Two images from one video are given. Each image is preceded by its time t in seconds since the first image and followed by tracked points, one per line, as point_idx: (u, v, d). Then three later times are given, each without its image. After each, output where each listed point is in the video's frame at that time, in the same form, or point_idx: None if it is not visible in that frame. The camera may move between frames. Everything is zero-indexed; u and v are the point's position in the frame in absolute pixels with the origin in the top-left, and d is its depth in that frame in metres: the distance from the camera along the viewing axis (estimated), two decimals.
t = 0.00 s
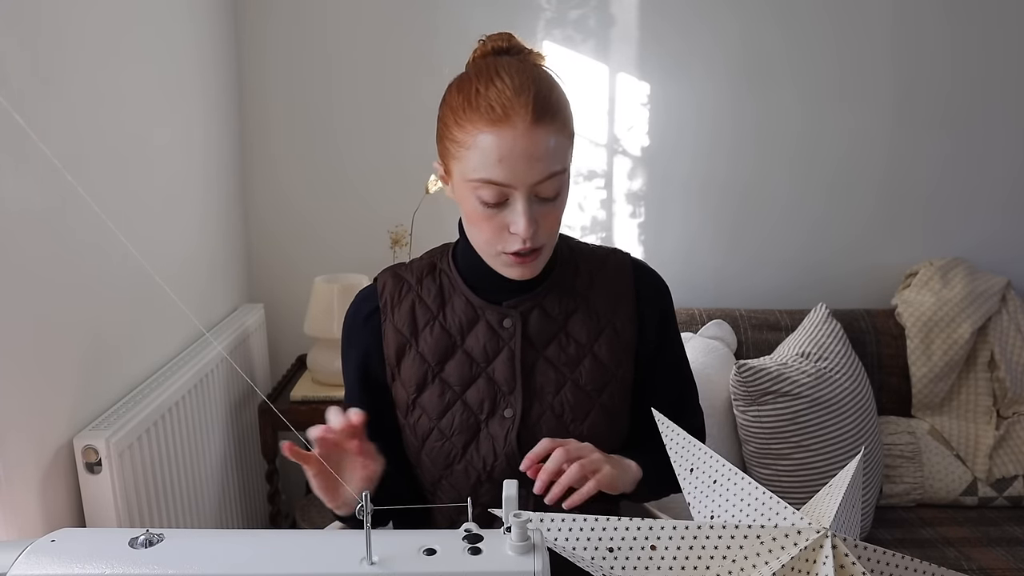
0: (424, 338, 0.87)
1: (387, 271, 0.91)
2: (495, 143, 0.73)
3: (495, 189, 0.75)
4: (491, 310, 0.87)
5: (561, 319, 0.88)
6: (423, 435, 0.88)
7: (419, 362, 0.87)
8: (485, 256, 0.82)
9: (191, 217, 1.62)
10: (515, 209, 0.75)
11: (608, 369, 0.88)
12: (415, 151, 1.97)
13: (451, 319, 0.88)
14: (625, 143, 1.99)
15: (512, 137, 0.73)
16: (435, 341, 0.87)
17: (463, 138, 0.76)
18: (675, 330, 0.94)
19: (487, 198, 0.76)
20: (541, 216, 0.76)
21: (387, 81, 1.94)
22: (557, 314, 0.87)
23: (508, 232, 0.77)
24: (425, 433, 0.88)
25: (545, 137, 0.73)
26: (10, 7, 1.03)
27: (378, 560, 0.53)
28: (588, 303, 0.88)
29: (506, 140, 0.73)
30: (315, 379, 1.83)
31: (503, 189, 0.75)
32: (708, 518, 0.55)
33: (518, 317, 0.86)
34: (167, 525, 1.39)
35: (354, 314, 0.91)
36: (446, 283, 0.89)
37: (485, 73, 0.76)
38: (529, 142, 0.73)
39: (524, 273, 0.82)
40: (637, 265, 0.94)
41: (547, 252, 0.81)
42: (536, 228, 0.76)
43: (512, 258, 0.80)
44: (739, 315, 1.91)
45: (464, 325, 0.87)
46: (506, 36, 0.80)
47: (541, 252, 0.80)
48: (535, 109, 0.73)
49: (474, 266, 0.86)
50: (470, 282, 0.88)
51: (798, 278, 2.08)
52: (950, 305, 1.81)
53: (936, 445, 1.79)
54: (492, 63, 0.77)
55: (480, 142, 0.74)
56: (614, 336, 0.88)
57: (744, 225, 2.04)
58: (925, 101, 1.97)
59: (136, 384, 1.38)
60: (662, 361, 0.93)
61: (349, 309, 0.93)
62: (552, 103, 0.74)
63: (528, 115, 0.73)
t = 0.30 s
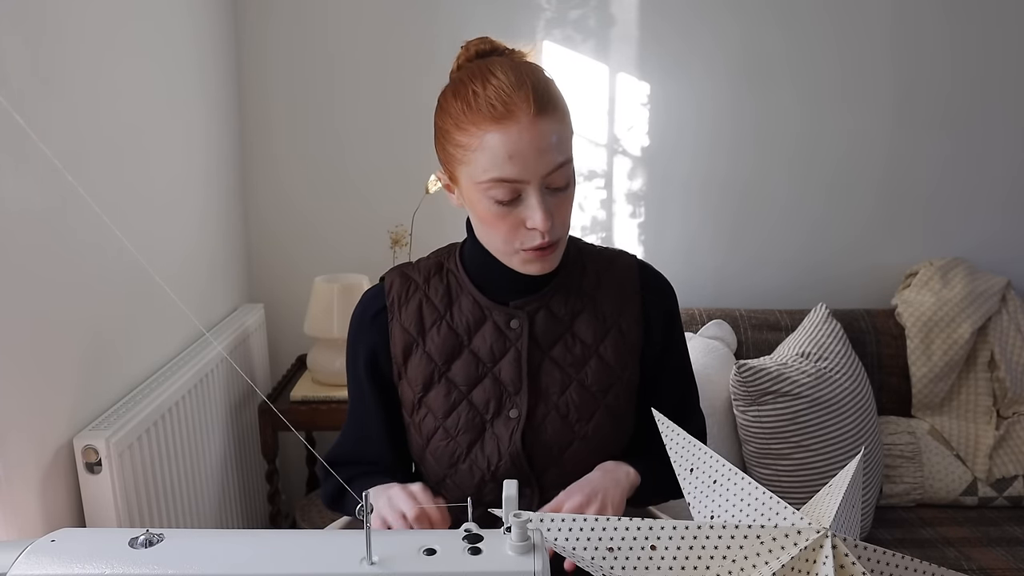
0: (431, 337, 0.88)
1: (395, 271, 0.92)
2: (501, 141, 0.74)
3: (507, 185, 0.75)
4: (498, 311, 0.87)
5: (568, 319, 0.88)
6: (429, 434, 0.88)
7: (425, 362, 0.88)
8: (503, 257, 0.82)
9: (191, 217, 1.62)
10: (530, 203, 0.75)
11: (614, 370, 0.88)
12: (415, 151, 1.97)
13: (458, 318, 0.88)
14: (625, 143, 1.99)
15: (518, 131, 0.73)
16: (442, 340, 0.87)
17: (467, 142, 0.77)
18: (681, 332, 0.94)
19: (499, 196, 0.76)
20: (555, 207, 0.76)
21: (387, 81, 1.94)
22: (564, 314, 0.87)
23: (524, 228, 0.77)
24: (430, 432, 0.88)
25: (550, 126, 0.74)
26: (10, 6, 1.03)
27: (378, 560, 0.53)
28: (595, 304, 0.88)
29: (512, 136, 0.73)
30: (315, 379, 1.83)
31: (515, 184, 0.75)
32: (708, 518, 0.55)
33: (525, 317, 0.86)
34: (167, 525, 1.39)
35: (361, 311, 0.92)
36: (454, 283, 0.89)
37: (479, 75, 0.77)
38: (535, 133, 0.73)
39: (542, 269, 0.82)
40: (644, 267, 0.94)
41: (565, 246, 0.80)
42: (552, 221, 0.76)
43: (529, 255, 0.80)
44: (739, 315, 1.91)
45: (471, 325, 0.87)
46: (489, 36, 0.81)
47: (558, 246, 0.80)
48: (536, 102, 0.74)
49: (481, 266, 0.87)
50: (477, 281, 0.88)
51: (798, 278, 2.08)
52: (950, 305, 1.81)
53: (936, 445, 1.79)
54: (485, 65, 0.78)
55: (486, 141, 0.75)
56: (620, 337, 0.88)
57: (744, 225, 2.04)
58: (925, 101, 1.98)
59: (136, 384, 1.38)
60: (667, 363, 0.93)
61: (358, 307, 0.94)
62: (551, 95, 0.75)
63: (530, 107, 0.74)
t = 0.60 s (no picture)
0: (434, 336, 0.88)
1: (399, 269, 0.92)
2: (508, 142, 0.74)
3: (512, 187, 0.75)
4: (502, 310, 0.87)
5: (571, 319, 0.87)
6: (432, 433, 0.88)
7: (429, 361, 0.88)
8: (506, 257, 0.82)
9: (191, 217, 1.62)
10: (536, 205, 0.75)
11: (617, 370, 0.88)
12: (415, 151, 1.97)
13: (461, 317, 0.88)
14: (625, 143, 1.99)
15: (525, 132, 0.73)
16: (445, 340, 0.87)
17: (473, 142, 0.77)
18: (684, 333, 0.94)
19: (504, 197, 0.76)
20: (560, 208, 0.76)
21: (387, 81, 1.94)
22: (567, 314, 0.87)
23: (528, 229, 0.77)
24: (433, 431, 0.88)
25: (556, 128, 0.74)
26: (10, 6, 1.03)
27: (378, 560, 0.53)
28: (598, 305, 0.88)
29: (518, 138, 0.73)
30: (315, 379, 1.83)
31: (520, 186, 0.75)
32: (708, 518, 0.55)
33: (528, 317, 0.86)
34: (167, 525, 1.39)
35: (365, 310, 0.92)
36: (457, 282, 0.90)
37: (487, 75, 0.77)
38: (542, 135, 0.73)
39: (544, 268, 0.82)
40: (647, 268, 0.94)
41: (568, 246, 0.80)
42: (557, 223, 0.76)
43: (532, 255, 0.80)
44: (739, 315, 1.91)
45: (475, 324, 0.87)
46: (495, 35, 0.81)
47: (561, 246, 0.80)
48: (544, 104, 0.74)
49: (484, 265, 0.87)
50: (480, 280, 0.88)
51: (798, 278, 2.08)
52: (950, 305, 1.81)
53: (936, 445, 1.79)
54: (492, 65, 0.78)
55: (493, 142, 0.75)
56: (623, 337, 0.88)
57: (744, 225, 2.04)
58: (925, 101, 1.97)
59: (136, 384, 1.38)
60: (670, 363, 0.92)
61: (361, 305, 0.94)
62: (559, 97, 0.75)
63: (538, 109, 0.73)
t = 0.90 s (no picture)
0: (434, 336, 0.88)
1: (398, 269, 0.92)
2: (511, 141, 0.74)
3: (515, 186, 0.75)
4: (502, 311, 0.87)
5: (571, 320, 0.87)
6: (432, 433, 0.88)
7: (429, 361, 0.88)
8: (508, 255, 0.82)
9: (191, 217, 1.62)
10: (538, 203, 0.75)
11: (617, 370, 0.88)
12: (415, 151, 1.97)
13: (461, 318, 0.88)
14: (625, 143, 1.99)
15: (528, 131, 0.73)
16: (445, 340, 0.87)
17: (476, 141, 0.77)
18: (684, 333, 0.94)
19: (507, 196, 0.76)
20: (563, 207, 0.76)
21: (387, 81, 1.94)
22: (567, 315, 0.87)
23: (531, 228, 0.77)
24: (433, 431, 0.88)
25: (560, 127, 0.74)
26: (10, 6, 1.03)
27: (378, 560, 0.53)
28: (597, 305, 0.88)
29: (522, 137, 0.73)
30: (315, 379, 1.83)
31: (523, 185, 0.75)
32: (708, 518, 0.55)
33: (528, 317, 0.86)
34: (167, 525, 1.39)
35: (365, 310, 0.92)
36: (457, 282, 0.90)
37: (490, 75, 0.77)
38: (545, 134, 0.73)
39: (547, 267, 0.82)
40: (647, 268, 0.94)
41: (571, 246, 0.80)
42: (560, 221, 0.76)
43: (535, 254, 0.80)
44: (739, 315, 1.91)
45: (475, 324, 0.87)
46: (496, 35, 0.81)
47: (563, 246, 0.80)
48: (546, 103, 0.74)
49: (483, 265, 0.87)
50: (480, 280, 0.88)
51: (798, 278, 2.08)
52: (950, 305, 1.81)
53: (936, 445, 1.79)
54: (494, 65, 0.78)
55: (496, 141, 0.75)
56: (623, 337, 0.88)
57: (743, 224, 2.04)
58: (925, 101, 1.97)
59: (136, 384, 1.38)
60: (670, 363, 0.92)
61: (362, 305, 0.94)
62: (561, 97, 0.75)
63: (541, 107, 0.74)
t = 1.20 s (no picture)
0: (430, 337, 0.88)
1: (394, 270, 0.92)
2: (524, 134, 0.73)
3: (522, 179, 0.75)
4: (497, 311, 0.87)
5: (566, 320, 0.87)
6: (428, 434, 0.88)
7: (424, 362, 0.88)
8: (501, 251, 0.82)
9: (191, 217, 1.63)
10: (542, 199, 0.76)
11: (613, 371, 0.88)
12: (415, 151, 1.97)
13: (457, 318, 0.88)
14: (625, 143, 1.99)
15: (542, 126, 0.73)
16: (441, 340, 0.87)
17: (483, 130, 0.75)
18: (681, 332, 0.94)
19: (513, 189, 0.76)
20: (566, 205, 0.77)
21: (387, 81, 1.94)
22: (562, 315, 0.87)
23: (531, 223, 0.78)
24: (430, 432, 0.88)
25: (572, 126, 0.74)
26: (10, 6, 1.03)
27: (378, 560, 0.53)
28: (593, 305, 0.88)
29: (535, 131, 0.73)
30: (315, 379, 1.83)
31: (530, 179, 0.75)
32: (708, 518, 0.55)
33: (523, 317, 0.86)
34: (167, 524, 1.39)
35: (361, 311, 0.92)
36: (453, 282, 0.90)
37: (504, 64, 0.74)
38: (558, 130, 0.73)
39: (540, 262, 0.83)
40: (643, 267, 0.94)
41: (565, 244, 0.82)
42: (561, 219, 0.77)
43: (531, 249, 0.81)
44: (739, 315, 1.91)
45: (470, 325, 0.88)
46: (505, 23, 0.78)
47: (559, 242, 0.81)
48: (561, 100, 0.74)
49: (477, 266, 0.87)
50: (475, 281, 0.88)
51: (798, 279, 2.08)
52: (950, 306, 1.81)
53: (936, 445, 1.79)
54: (507, 53, 0.75)
55: (507, 132, 0.74)
56: (619, 337, 0.88)
57: (743, 224, 2.04)
58: (925, 101, 1.97)
59: (136, 384, 1.38)
60: (666, 363, 0.93)
61: (357, 306, 0.94)
62: (573, 94, 0.75)
63: (556, 104, 0.73)
